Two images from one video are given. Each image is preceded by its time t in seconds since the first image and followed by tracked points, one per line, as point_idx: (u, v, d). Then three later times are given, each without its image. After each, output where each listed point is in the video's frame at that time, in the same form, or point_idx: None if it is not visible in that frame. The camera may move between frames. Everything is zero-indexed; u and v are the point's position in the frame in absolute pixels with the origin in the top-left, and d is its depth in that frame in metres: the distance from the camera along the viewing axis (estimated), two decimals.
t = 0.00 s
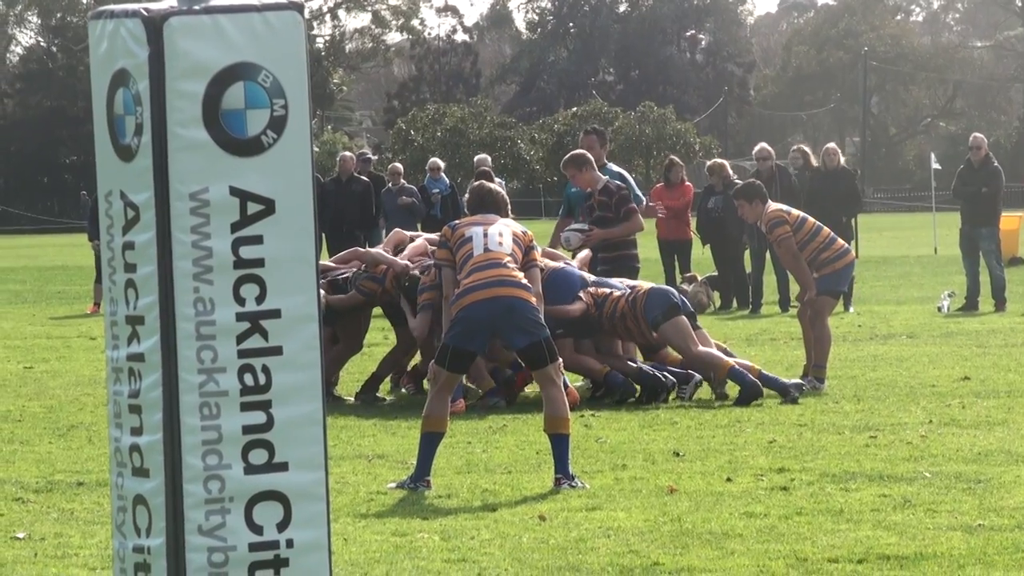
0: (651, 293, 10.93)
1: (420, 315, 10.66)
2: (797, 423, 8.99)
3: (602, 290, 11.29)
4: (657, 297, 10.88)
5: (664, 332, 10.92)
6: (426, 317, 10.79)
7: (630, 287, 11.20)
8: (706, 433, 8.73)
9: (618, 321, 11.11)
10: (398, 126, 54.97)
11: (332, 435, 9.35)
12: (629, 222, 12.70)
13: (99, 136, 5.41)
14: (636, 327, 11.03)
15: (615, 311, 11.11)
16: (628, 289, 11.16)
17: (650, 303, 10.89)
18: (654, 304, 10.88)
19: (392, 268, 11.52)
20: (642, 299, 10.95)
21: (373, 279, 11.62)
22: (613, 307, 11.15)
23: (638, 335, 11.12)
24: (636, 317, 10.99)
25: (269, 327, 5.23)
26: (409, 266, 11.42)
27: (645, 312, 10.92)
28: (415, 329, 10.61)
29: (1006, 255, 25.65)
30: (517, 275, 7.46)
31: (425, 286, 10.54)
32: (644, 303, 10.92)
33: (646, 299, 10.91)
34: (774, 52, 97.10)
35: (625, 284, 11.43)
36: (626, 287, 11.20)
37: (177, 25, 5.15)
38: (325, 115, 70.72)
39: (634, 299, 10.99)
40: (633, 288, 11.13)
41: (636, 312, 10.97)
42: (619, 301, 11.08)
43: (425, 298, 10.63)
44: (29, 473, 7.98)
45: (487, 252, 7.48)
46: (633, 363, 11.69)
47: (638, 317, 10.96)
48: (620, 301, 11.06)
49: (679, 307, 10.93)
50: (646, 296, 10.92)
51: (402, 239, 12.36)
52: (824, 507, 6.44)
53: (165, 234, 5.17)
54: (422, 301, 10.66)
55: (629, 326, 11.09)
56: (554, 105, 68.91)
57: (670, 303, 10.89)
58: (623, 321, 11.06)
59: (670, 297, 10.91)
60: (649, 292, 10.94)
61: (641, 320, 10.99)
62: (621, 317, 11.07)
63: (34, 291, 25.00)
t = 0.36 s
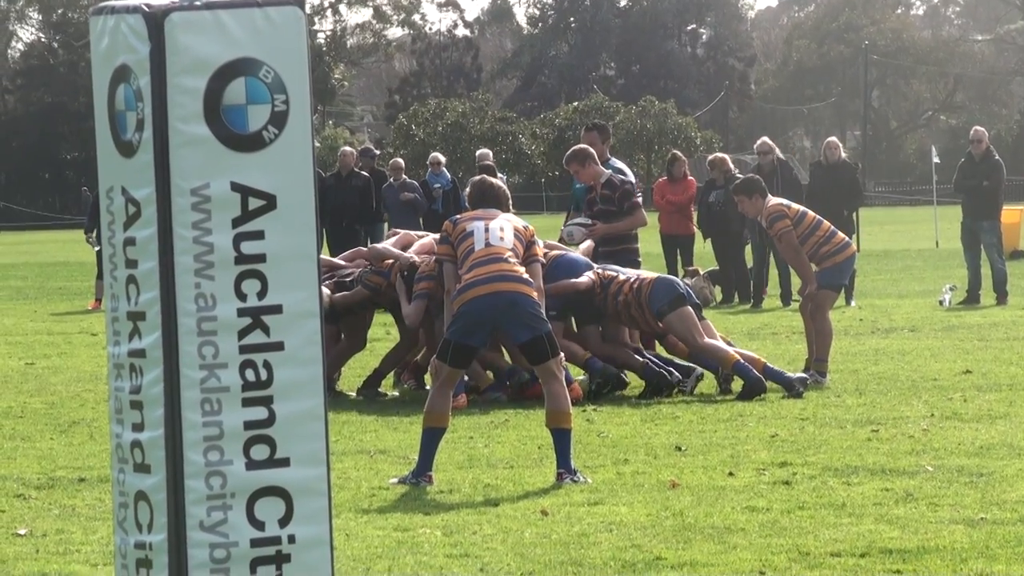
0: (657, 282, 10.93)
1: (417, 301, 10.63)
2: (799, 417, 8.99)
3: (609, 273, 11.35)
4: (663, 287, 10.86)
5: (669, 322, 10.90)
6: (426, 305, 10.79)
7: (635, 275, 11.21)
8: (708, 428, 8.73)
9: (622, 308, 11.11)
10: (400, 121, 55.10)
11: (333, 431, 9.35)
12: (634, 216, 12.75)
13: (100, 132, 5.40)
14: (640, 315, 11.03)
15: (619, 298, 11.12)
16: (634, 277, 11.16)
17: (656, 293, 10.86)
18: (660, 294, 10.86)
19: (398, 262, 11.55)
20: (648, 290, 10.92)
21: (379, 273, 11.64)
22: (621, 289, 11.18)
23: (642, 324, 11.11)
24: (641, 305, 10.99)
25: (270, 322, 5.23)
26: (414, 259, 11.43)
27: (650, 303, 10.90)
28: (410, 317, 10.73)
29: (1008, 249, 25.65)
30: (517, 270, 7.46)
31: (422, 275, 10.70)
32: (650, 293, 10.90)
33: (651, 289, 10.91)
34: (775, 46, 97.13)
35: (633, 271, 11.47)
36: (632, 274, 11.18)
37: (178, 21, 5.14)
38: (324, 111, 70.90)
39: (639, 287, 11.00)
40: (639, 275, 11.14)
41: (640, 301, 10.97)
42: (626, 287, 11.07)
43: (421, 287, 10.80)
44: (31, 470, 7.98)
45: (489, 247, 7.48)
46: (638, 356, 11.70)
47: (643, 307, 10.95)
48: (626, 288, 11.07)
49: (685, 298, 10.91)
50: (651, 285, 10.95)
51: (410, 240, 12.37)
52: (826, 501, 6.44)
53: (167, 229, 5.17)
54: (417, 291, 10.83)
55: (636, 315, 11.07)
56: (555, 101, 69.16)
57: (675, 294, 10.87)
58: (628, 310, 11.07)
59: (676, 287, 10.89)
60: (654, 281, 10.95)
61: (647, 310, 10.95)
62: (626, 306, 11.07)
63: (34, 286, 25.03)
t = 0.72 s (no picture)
0: (656, 282, 10.86)
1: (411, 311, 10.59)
2: (805, 418, 8.89)
3: (611, 271, 11.25)
4: (661, 289, 10.81)
5: (671, 325, 10.85)
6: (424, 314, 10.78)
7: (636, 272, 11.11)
8: (713, 430, 8.62)
9: (622, 308, 11.03)
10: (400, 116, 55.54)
11: (331, 433, 9.26)
12: (630, 215, 12.62)
13: (96, 127, 5.31)
14: (642, 316, 10.95)
15: (620, 298, 11.03)
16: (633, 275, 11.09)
17: (654, 296, 10.81)
18: (659, 296, 10.81)
19: (394, 269, 11.44)
20: (646, 290, 10.87)
21: (375, 280, 11.55)
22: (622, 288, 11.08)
23: (643, 325, 11.04)
24: (640, 308, 10.92)
25: (269, 321, 5.13)
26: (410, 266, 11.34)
27: (649, 305, 10.85)
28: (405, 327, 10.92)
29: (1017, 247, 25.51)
30: (520, 269, 7.36)
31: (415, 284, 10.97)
32: (649, 294, 10.84)
33: (650, 289, 10.84)
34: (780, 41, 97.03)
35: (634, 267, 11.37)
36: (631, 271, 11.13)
37: (175, 14, 5.04)
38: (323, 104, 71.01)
39: (639, 287, 10.91)
40: (639, 273, 11.05)
41: (640, 303, 10.89)
42: (625, 285, 11.00)
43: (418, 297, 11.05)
44: (24, 471, 7.90)
45: (491, 245, 7.39)
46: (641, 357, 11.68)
47: (642, 308, 10.89)
48: (627, 289, 10.97)
49: (684, 299, 10.88)
50: (650, 285, 10.87)
51: (413, 242, 12.36)
52: (833, 504, 6.34)
53: (163, 227, 5.07)
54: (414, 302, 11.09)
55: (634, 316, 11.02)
56: (557, 95, 70.11)
57: (674, 295, 10.84)
58: (627, 311, 11.01)
59: (675, 286, 10.85)
60: (654, 281, 10.87)
61: (645, 311, 10.90)
62: (625, 307, 11.01)
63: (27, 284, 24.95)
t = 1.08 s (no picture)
0: (666, 287, 10.54)
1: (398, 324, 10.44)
2: (828, 431, 8.56)
3: (613, 279, 10.95)
4: (673, 294, 10.48)
5: (682, 331, 10.51)
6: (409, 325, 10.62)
7: (643, 278, 10.80)
8: (729, 443, 8.30)
9: (630, 316, 10.69)
10: (395, 109, 55.52)
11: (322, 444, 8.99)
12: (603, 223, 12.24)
13: (72, 119, 5.00)
14: (650, 324, 10.61)
15: (628, 305, 10.69)
16: (642, 280, 10.75)
17: (665, 302, 10.49)
18: (670, 302, 10.49)
19: (374, 278, 11.21)
20: (657, 296, 10.54)
21: (359, 289, 11.33)
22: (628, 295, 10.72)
23: (652, 333, 10.69)
24: (650, 316, 10.58)
25: (254, 327, 4.82)
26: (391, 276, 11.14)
27: (660, 312, 10.51)
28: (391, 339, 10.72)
29: None
30: (522, 271, 7.11)
31: (401, 294, 10.81)
32: (659, 300, 10.52)
33: (660, 296, 10.52)
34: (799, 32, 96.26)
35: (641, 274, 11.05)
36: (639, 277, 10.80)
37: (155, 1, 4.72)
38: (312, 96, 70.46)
39: (648, 293, 10.59)
40: (647, 278, 10.74)
41: (650, 309, 10.55)
42: (633, 291, 10.67)
43: (404, 307, 10.85)
44: None
45: (491, 246, 7.12)
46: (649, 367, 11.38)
47: (652, 315, 10.56)
48: (635, 295, 10.64)
49: (697, 305, 10.52)
50: (659, 292, 10.54)
51: (402, 242, 12.15)
52: (856, 523, 6.02)
53: (141, 226, 4.76)
54: (400, 312, 10.88)
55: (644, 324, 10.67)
56: (563, 86, 69.35)
57: (686, 301, 10.49)
58: (637, 319, 10.66)
59: (686, 291, 10.53)
60: (663, 286, 10.56)
61: (655, 317, 10.56)
62: (634, 315, 10.66)
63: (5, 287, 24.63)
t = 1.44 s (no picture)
0: (673, 293, 10.32)
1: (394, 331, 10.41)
2: (844, 440, 8.39)
3: (612, 287, 10.86)
4: (679, 300, 10.25)
5: (689, 337, 10.26)
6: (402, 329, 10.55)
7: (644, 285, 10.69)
8: (740, 453, 8.12)
9: (633, 324, 10.60)
10: (391, 104, 55.31)
11: (317, 454, 8.90)
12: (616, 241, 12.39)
13: (53, 116, 4.80)
14: (653, 331, 10.47)
15: (630, 314, 10.63)
16: (648, 288, 10.61)
17: (670, 309, 10.26)
18: (675, 309, 10.25)
19: (359, 284, 11.08)
20: (663, 302, 10.34)
21: (344, 297, 11.18)
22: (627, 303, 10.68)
23: (656, 341, 10.58)
24: (654, 321, 10.41)
25: (244, 332, 4.63)
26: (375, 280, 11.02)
27: (665, 317, 10.30)
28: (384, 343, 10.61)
29: None
30: (524, 273, 7.02)
31: (392, 295, 10.70)
32: (666, 304, 10.32)
33: (666, 302, 10.31)
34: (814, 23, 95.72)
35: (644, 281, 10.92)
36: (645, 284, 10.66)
37: None
38: (305, 90, 70.25)
39: (654, 299, 10.44)
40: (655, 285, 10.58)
41: (654, 316, 10.39)
42: (638, 298, 10.58)
43: (396, 310, 10.73)
44: None
45: (492, 247, 7.02)
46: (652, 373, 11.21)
47: (657, 321, 10.37)
48: (638, 301, 10.53)
49: (704, 311, 10.28)
50: (666, 297, 10.33)
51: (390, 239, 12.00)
52: (875, 536, 5.96)
53: (127, 227, 4.55)
54: (392, 314, 10.77)
55: (651, 330, 10.48)
56: (565, 81, 69.13)
57: (693, 307, 10.25)
58: (642, 325, 10.52)
59: (693, 296, 10.30)
60: (670, 293, 10.33)
61: (661, 324, 10.37)
62: (640, 320, 10.53)
63: None
